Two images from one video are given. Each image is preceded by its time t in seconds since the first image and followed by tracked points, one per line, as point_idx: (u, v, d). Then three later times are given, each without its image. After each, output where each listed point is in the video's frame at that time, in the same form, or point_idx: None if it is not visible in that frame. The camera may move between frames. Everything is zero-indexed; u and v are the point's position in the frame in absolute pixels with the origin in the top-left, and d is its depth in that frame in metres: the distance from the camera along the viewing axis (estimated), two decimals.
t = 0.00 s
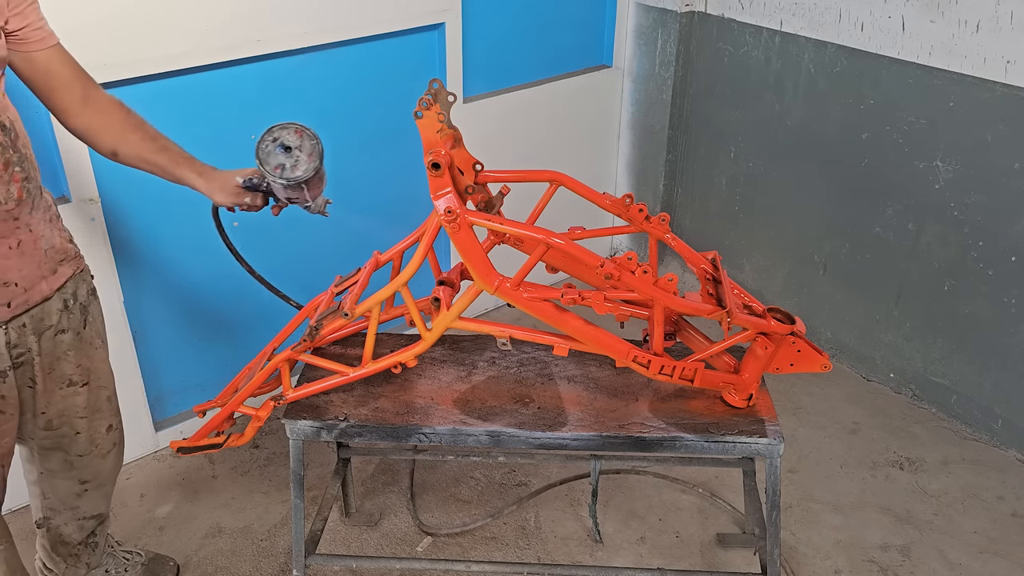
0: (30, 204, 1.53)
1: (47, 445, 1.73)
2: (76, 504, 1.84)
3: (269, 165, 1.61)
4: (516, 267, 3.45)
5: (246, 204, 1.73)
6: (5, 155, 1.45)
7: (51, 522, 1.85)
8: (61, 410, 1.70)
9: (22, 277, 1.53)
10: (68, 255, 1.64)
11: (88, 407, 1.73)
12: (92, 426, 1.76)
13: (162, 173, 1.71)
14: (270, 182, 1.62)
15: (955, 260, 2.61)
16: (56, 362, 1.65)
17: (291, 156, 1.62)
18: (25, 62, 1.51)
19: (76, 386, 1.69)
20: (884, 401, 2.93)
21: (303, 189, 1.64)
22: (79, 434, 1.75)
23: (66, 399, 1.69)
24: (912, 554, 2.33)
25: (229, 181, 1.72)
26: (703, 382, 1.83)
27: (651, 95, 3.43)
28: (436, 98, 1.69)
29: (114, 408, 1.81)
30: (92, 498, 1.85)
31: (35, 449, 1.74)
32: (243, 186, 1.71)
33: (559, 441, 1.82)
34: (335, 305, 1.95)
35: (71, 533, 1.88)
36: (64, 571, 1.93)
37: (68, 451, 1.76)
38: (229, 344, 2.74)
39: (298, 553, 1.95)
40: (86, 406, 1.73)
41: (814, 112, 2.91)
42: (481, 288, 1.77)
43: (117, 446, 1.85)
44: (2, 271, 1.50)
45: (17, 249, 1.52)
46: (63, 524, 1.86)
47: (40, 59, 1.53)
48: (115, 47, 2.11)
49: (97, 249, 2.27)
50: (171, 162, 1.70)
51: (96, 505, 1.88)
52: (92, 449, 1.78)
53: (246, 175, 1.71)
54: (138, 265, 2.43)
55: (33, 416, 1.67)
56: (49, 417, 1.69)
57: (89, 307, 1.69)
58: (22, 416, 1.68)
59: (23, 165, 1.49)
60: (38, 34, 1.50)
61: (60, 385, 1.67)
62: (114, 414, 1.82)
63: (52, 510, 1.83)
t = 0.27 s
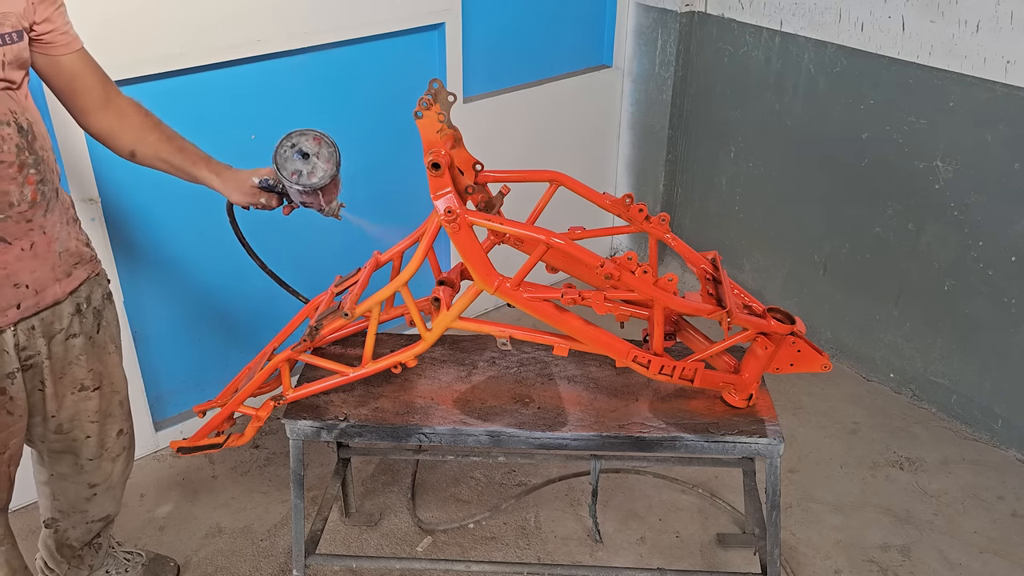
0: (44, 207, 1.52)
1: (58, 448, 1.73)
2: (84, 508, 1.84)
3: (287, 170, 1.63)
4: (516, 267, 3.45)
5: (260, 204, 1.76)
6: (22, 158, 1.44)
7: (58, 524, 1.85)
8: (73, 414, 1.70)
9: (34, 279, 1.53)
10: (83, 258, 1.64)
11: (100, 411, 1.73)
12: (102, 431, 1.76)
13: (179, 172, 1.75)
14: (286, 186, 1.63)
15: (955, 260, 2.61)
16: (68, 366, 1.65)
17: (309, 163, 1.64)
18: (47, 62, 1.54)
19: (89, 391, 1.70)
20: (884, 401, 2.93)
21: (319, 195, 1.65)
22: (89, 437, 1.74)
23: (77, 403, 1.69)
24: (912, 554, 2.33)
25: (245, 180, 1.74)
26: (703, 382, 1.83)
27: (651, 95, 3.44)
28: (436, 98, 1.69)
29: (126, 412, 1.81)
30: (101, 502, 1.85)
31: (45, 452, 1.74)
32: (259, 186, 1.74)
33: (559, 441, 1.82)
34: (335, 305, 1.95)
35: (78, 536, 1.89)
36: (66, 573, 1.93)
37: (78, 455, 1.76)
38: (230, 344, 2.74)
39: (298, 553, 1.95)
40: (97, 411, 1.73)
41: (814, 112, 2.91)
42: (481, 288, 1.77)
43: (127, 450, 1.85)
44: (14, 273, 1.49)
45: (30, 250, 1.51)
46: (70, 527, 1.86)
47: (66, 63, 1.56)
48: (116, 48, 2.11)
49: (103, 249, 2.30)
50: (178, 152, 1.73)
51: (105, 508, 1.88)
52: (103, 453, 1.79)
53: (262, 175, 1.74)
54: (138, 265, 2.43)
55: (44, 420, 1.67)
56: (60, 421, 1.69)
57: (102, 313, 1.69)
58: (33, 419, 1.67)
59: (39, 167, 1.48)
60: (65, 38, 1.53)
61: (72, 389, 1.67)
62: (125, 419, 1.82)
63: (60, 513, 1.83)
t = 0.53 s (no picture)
0: (48, 206, 1.52)
1: (60, 446, 1.73)
2: (85, 506, 1.84)
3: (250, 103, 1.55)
4: (516, 267, 3.46)
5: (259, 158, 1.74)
6: (26, 157, 1.45)
7: (58, 522, 1.85)
8: (76, 412, 1.70)
9: (38, 278, 1.53)
10: (87, 257, 1.64)
11: (103, 409, 1.74)
12: (104, 429, 1.76)
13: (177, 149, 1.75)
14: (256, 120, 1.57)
15: (955, 259, 2.61)
16: (71, 364, 1.65)
17: (270, 88, 1.54)
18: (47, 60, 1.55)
19: (92, 389, 1.70)
20: (884, 401, 2.93)
21: (295, 120, 1.59)
22: (92, 436, 1.74)
23: (80, 401, 1.69)
24: (912, 554, 2.33)
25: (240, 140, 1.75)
26: (703, 382, 1.83)
27: (651, 95, 3.44)
28: (436, 98, 1.69)
29: (128, 411, 1.81)
30: (102, 500, 1.85)
31: (48, 450, 1.74)
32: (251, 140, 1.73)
33: (559, 441, 1.82)
34: (335, 305, 1.95)
35: (78, 535, 1.89)
36: (66, 572, 1.94)
37: (80, 452, 1.76)
38: (230, 344, 2.74)
39: (298, 553, 1.95)
40: (100, 410, 1.73)
41: (814, 112, 2.91)
42: (481, 288, 1.77)
43: (129, 449, 1.85)
44: (18, 272, 1.49)
45: (33, 249, 1.51)
46: (70, 525, 1.86)
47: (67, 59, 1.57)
48: (117, 48, 2.11)
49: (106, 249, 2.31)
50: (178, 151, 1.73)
51: (106, 508, 1.88)
52: (105, 452, 1.79)
53: (251, 130, 1.74)
54: (139, 264, 2.43)
55: (47, 418, 1.67)
56: (64, 419, 1.69)
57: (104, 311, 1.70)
58: (36, 417, 1.67)
59: (42, 166, 1.48)
60: (66, 35, 1.54)
61: (75, 387, 1.67)
62: (127, 418, 1.82)
63: (61, 511, 1.83)
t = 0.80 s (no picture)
0: (39, 206, 1.52)
1: (56, 446, 1.74)
2: (83, 505, 1.84)
3: (259, 156, 1.69)
4: (516, 267, 3.46)
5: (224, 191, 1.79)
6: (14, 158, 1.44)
7: (57, 522, 1.85)
8: (70, 411, 1.70)
9: (29, 278, 1.53)
10: (79, 257, 1.64)
11: (97, 408, 1.74)
12: (99, 428, 1.76)
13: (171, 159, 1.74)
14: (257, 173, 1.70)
15: (955, 259, 2.61)
16: (65, 363, 1.65)
17: (282, 150, 1.70)
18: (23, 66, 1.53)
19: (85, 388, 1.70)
20: (884, 401, 2.93)
21: (290, 182, 1.72)
22: (87, 435, 1.75)
23: (75, 401, 1.69)
24: (912, 554, 2.33)
25: (210, 168, 1.77)
26: (703, 382, 1.83)
27: (651, 95, 3.44)
28: (436, 98, 1.69)
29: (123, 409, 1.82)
30: (100, 499, 1.85)
31: (44, 450, 1.74)
32: (224, 175, 1.77)
33: (558, 441, 1.82)
34: (335, 305, 1.95)
35: (78, 534, 1.89)
36: (67, 571, 1.94)
37: (77, 451, 1.76)
38: (230, 345, 2.74)
39: (298, 553, 1.95)
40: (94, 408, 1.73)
41: (814, 112, 2.91)
42: (481, 288, 1.77)
43: (125, 448, 1.85)
44: (10, 272, 1.49)
45: (24, 250, 1.51)
46: (69, 524, 1.86)
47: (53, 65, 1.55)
48: (115, 46, 2.10)
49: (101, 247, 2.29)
50: (156, 156, 1.74)
51: (105, 507, 1.88)
52: (100, 451, 1.79)
53: (227, 164, 1.78)
54: (139, 264, 2.43)
55: (42, 417, 1.67)
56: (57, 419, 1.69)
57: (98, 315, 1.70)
58: (30, 417, 1.67)
59: (33, 167, 1.48)
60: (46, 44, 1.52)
61: (69, 386, 1.67)
62: (123, 417, 1.82)
63: (59, 510, 1.83)
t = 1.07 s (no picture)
0: (29, 206, 1.51)
1: (49, 446, 1.74)
2: (78, 504, 1.84)
3: (238, 159, 1.69)
4: (516, 267, 3.46)
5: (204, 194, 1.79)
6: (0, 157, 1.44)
7: (52, 521, 1.85)
8: (62, 411, 1.70)
9: (20, 278, 1.53)
10: (70, 257, 1.64)
11: (90, 408, 1.73)
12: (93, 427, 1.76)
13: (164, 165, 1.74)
14: (236, 175, 1.70)
15: (955, 259, 2.61)
16: (56, 363, 1.65)
17: (261, 152, 1.70)
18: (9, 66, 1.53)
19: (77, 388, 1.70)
20: (884, 401, 2.93)
21: (269, 184, 1.72)
22: (80, 435, 1.74)
23: (67, 400, 1.69)
24: (912, 554, 2.33)
25: (190, 173, 1.77)
26: (703, 382, 1.83)
27: (651, 95, 3.44)
28: (436, 98, 1.69)
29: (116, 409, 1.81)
30: (95, 498, 1.85)
31: (37, 449, 1.74)
32: (205, 178, 1.77)
33: (558, 441, 1.82)
34: (335, 305, 1.95)
35: (74, 532, 1.89)
36: (65, 570, 1.94)
37: (70, 451, 1.76)
38: (230, 345, 2.74)
39: (298, 553, 1.95)
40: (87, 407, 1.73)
41: (814, 112, 2.91)
42: (481, 288, 1.77)
43: (120, 448, 1.85)
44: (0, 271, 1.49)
45: (14, 249, 1.51)
46: (65, 523, 1.86)
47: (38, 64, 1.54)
48: (115, 46, 2.10)
49: (91, 249, 2.27)
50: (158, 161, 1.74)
51: (100, 505, 1.88)
52: (93, 451, 1.79)
53: (207, 168, 1.78)
54: (138, 264, 2.43)
55: (34, 417, 1.67)
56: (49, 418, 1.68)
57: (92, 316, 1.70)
58: (22, 416, 1.67)
59: (22, 165, 1.48)
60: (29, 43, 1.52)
61: (61, 386, 1.67)
62: (116, 417, 1.82)
63: (54, 510, 1.83)
